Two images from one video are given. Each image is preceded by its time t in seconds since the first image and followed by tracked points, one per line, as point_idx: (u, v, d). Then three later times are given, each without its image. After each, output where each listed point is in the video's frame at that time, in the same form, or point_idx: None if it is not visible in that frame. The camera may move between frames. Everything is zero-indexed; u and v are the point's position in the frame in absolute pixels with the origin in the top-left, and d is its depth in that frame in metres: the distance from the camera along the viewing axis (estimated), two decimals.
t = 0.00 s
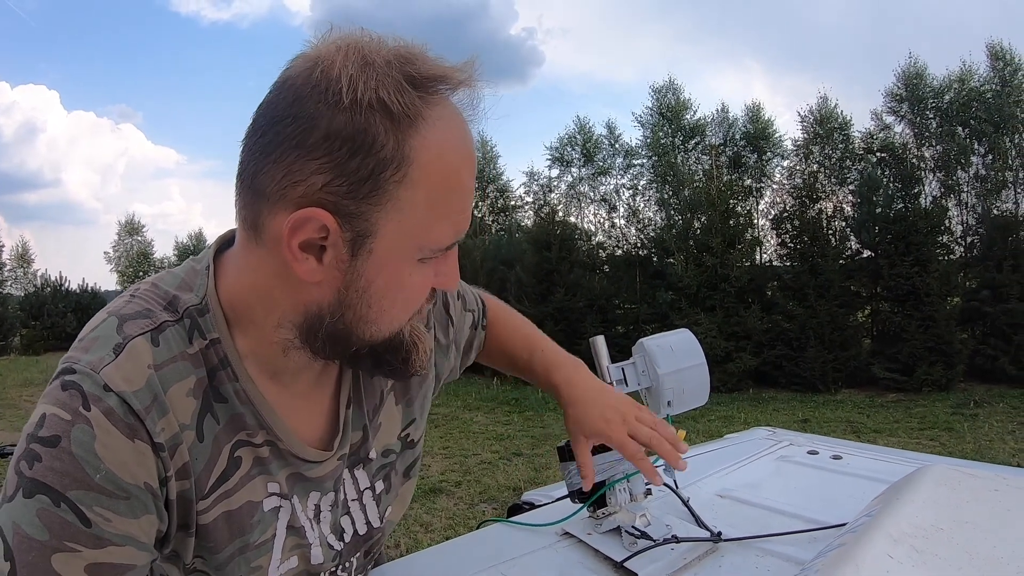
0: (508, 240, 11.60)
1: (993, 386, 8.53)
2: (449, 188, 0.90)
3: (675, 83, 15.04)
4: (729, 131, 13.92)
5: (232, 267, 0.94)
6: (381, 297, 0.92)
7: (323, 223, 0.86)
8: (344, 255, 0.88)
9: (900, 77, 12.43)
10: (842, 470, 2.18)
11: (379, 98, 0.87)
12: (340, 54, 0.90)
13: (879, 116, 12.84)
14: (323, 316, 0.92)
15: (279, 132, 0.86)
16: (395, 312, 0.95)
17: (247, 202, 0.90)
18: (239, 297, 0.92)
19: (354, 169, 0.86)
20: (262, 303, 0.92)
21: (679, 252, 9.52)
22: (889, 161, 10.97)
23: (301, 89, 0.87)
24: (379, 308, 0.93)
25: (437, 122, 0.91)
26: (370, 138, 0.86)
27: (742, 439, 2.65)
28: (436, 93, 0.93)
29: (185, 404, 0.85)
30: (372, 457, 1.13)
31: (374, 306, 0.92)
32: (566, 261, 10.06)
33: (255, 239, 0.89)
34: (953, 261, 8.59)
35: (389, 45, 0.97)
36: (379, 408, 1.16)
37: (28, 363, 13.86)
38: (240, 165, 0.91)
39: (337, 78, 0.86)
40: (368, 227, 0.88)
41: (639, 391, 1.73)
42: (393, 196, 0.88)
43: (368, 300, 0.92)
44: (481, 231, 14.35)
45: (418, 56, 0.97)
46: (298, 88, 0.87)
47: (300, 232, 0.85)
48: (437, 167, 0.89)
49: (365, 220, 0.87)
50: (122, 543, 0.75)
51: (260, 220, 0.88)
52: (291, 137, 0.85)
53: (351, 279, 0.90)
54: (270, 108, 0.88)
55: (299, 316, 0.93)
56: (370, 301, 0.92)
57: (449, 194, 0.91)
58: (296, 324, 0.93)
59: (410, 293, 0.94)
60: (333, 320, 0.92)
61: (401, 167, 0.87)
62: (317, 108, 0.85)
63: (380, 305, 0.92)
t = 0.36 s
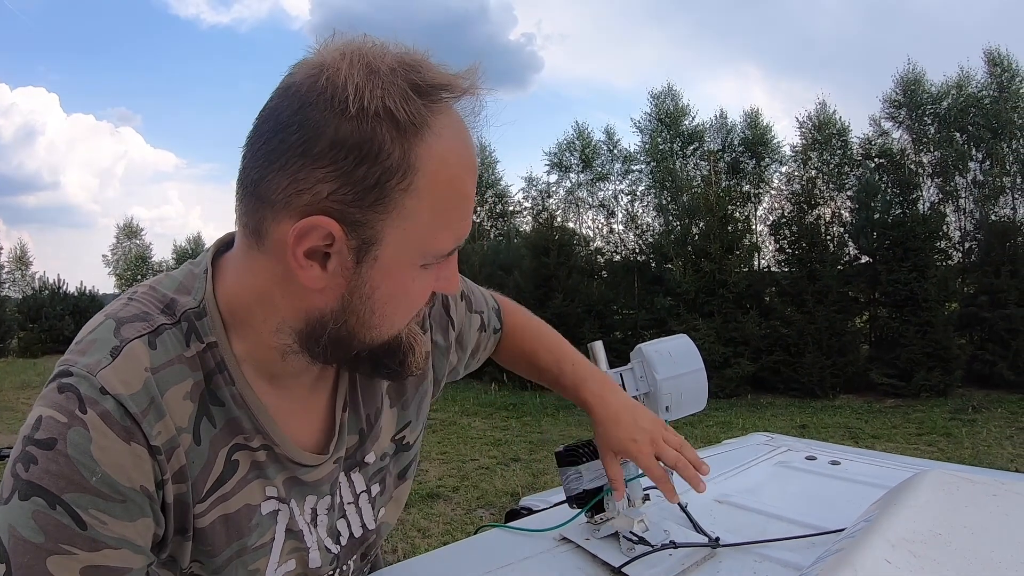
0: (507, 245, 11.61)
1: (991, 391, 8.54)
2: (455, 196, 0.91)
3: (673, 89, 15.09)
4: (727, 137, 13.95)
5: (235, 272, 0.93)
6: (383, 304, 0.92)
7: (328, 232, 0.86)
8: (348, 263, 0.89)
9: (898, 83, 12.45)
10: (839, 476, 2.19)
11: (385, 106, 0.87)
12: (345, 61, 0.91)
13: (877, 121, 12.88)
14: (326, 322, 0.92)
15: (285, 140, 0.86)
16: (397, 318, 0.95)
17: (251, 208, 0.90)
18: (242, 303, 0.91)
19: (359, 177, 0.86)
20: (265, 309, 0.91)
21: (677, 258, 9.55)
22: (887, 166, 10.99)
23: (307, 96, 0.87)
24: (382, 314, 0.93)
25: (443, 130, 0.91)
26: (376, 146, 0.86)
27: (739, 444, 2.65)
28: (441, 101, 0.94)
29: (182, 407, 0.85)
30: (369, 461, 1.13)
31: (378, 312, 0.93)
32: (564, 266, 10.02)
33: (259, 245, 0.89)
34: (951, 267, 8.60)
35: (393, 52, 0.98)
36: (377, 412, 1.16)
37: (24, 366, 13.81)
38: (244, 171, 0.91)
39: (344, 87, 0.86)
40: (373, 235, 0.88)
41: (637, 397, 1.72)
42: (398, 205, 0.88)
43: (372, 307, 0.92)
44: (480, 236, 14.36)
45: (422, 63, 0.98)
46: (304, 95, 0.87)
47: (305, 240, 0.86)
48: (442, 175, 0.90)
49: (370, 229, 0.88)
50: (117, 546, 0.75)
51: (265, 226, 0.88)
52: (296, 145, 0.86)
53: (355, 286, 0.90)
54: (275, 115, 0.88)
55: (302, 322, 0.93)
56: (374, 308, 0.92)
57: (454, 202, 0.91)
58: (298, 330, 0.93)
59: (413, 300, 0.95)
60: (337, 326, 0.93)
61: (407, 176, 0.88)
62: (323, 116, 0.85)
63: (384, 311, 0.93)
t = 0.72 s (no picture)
0: (506, 247, 11.61)
1: (991, 394, 8.55)
2: (457, 210, 0.90)
3: (673, 92, 15.12)
4: (727, 139, 13.95)
5: (233, 282, 0.92)
6: (383, 317, 0.92)
7: (329, 246, 0.85)
8: (348, 276, 0.88)
9: (897, 85, 12.49)
10: (839, 480, 2.18)
11: (387, 118, 0.86)
12: (346, 70, 0.89)
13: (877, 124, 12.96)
14: (325, 335, 0.92)
15: (285, 151, 0.85)
16: (397, 331, 0.95)
17: (249, 218, 0.89)
18: (240, 314, 0.91)
19: (361, 190, 0.85)
20: (264, 320, 0.91)
21: (677, 260, 9.55)
22: (886, 169, 11.00)
23: (308, 106, 0.86)
24: (382, 327, 0.93)
25: (446, 142, 0.90)
26: (378, 158, 0.85)
27: (739, 448, 2.64)
28: (445, 112, 0.93)
29: (177, 414, 0.84)
30: (369, 467, 1.12)
31: (378, 325, 0.92)
32: (564, 269, 10.05)
33: (258, 257, 0.88)
34: (951, 269, 8.60)
35: (396, 60, 0.97)
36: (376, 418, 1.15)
37: (23, 366, 13.80)
38: (244, 180, 0.90)
39: (345, 99, 0.85)
40: (375, 250, 0.87)
41: (637, 401, 1.72)
42: (400, 219, 0.87)
43: (372, 321, 0.92)
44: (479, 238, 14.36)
45: (425, 71, 0.97)
46: (305, 105, 0.86)
47: (305, 253, 0.85)
48: (445, 188, 0.89)
49: (370, 242, 0.87)
50: (110, 554, 0.74)
51: (264, 238, 0.87)
52: (296, 156, 0.85)
53: (355, 299, 0.90)
54: (275, 124, 0.87)
55: (301, 333, 0.92)
56: (374, 322, 0.92)
57: (457, 216, 0.91)
58: (297, 341, 0.93)
59: (414, 314, 0.94)
60: (335, 340, 0.92)
61: (409, 189, 0.87)
62: (325, 128, 0.84)
63: (383, 325, 0.92)
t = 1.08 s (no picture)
0: (506, 249, 11.62)
1: (989, 396, 8.57)
2: (462, 207, 0.92)
3: (672, 95, 15.14)
4: (726, 142, 13.95)
5: (241, 284, 0.93)
6: (392, 313, 0.93)
7: (340, 243, 0.86)
8: (359, 273, 0.89)
9: (896, 88, 12.53)
10: (838, 480, 2.19)
11: (394, 117, 0.88)
12: (352, 73, 0.91)
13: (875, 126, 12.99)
14: (336, 332, 0.93)
15: (294, 153, 0.86)
16: (407, 327, 0.96)
17: (258, 219, 0.90)
18: (250, 314, 0.91)
19: (371, 189, 0.86)
20: (273, 318, 0.92)
21: (676, 262, 9.59)
22: (884, 170, 11.02)
23: (316, 109, 0.87)
24: (392, 323, 0.93)
25: (451, 141, 0.92)
26: (386, 157, 0.86)
27: (737, 449, 2.64)
28: (448, 111, 0.94)
29: (185, 410, 0.86)
30: (370, 466, 1.13)
31: (388, 322, 0.93)
32: (563, 271, 10.06)
33: (268, 257, 0.89)
34: (950, 271, 8.62)
35: (397, 61, 0.98)
36: (376, 417, 1.16)
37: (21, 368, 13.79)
38: (252, 183, 0.91)
39: (354, 101, 0.87)
40: (384, 247, 0.88)
41: (636, 401, 1.74)
42: (408, 216, 0.88)
43: (381, 316, 0.93)
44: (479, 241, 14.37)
45: (427, 72, 0.98)
46: (313, 108, 0.87)
47: (317, 252, 0.86)
48: (450, 187, 0.91)
49: (381, 239, 0.88)
50: (120, 546, 0.75)
51: (274, 238, 0.88)
52: (305, 157, 0.86)
53: (366, 295, 0.91)
54: (283, 127, 0.88)
55: (311, 332, 0.93)
56: (384, 318, 0.93)
57: (461, 214, 0.92)
58: (306, 339, 0.94)
59: (423, 310, 0.95)
60: (345, 335, 0.93)
61: (417, 187, 0.88)
62: (333, 129, 0.85)
63: (392, 322, 0.93)
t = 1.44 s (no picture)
0: (504, 251, 11.62)
1: (989, 397, 8.57)
2: (450, 192, 0.91)
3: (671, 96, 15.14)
4: (725, 143, 13.96)
5: (230, 283, 0.93)
6: (384, 304, 0.92)
7: (330, 234, 0.85)
8: (350, 264, 0.88)
9: (895, 89, 12.54)
10: (838, 483, 2.18)
11: (378, 106, 0.87)
12: (333, 64, 0.90)
13: (874, 128, 13.01)
14: (327, 326, 0.92)
15: (279, 146, 0.86)
16: (399, 318, 0.95)
17: (245, 217, 0.89)
18: (238, 311, 0.91)
19: (358, 177, 0.86)
20: (263, 316, 0.91)
21: (675, 264, 9.59)
22: (884, 172, 11.02)
23: (299, 100, 0.87)
24: (384, 315, 0.93)
25: (435, 127, 0.91)
26: (372, 144, 0.86)
27: (737, 451, 2.64)
28: (430, 98, 0.94)
29: (173, 414, 0.85)
30: (361, 471, 1.12)
31: (380, 313, 0.92)
32: (561, 272, 10.06)
33: (257, 254, 0.88)
34: (949, 272, 8.63)
35: (378, 53, 0.98)
36: (368, 421, 1.15)
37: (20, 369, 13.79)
38: (237, 180, 0.90)
39: (337, 89, 0.86)
40: (375, 235, 0.88)
41: (635, 404, 1.73)
42: (396, 203, 0.88)
43: (372, 306, 0.92)
44: (478, 242, 14.35)
45: (408, 62, 0.98)
46: (296, 99, 0.87)
47: (307, 243, 0.85)
48: (436, 174, 0.90)
49: (370, 228, 0.87)
50: (108, 554, 0.74)
51: (262, 233, 0.87)
52: (290, 149, 0.85)
53: (357, 287, 0.90)
54: (266, 122, 0.88)
55: (301, 327, 0.92)
56: (376, 308, 0.92)
57: (448, 202, 0.91)
58: (296, 335, 0.93)
59: (414, 299, 0.95)
60: (337, 327, 0.92)
61: (403, 173, 0.88)
62: (318, 119, 0.85)
63: (383, 313, 0.92)
